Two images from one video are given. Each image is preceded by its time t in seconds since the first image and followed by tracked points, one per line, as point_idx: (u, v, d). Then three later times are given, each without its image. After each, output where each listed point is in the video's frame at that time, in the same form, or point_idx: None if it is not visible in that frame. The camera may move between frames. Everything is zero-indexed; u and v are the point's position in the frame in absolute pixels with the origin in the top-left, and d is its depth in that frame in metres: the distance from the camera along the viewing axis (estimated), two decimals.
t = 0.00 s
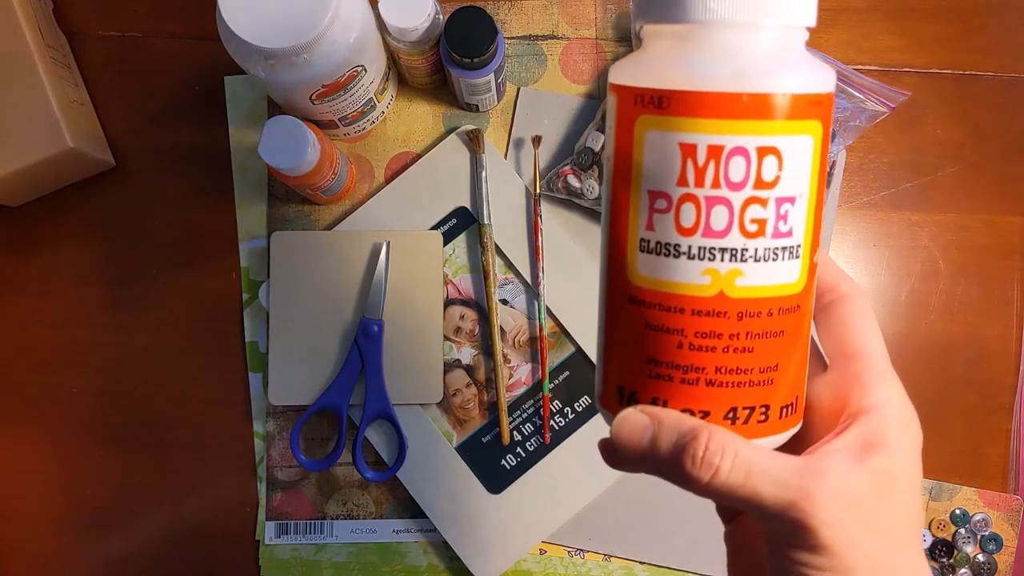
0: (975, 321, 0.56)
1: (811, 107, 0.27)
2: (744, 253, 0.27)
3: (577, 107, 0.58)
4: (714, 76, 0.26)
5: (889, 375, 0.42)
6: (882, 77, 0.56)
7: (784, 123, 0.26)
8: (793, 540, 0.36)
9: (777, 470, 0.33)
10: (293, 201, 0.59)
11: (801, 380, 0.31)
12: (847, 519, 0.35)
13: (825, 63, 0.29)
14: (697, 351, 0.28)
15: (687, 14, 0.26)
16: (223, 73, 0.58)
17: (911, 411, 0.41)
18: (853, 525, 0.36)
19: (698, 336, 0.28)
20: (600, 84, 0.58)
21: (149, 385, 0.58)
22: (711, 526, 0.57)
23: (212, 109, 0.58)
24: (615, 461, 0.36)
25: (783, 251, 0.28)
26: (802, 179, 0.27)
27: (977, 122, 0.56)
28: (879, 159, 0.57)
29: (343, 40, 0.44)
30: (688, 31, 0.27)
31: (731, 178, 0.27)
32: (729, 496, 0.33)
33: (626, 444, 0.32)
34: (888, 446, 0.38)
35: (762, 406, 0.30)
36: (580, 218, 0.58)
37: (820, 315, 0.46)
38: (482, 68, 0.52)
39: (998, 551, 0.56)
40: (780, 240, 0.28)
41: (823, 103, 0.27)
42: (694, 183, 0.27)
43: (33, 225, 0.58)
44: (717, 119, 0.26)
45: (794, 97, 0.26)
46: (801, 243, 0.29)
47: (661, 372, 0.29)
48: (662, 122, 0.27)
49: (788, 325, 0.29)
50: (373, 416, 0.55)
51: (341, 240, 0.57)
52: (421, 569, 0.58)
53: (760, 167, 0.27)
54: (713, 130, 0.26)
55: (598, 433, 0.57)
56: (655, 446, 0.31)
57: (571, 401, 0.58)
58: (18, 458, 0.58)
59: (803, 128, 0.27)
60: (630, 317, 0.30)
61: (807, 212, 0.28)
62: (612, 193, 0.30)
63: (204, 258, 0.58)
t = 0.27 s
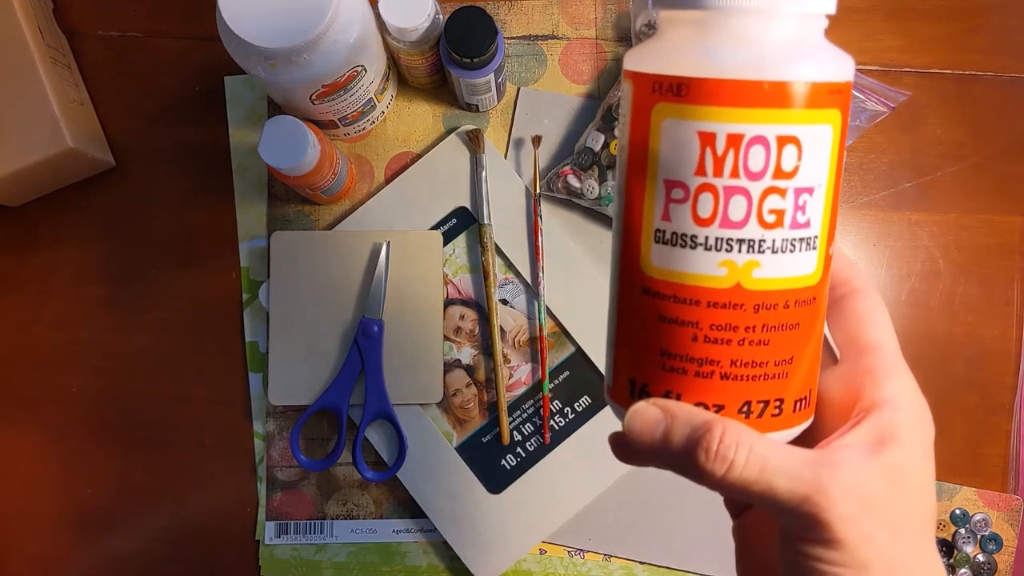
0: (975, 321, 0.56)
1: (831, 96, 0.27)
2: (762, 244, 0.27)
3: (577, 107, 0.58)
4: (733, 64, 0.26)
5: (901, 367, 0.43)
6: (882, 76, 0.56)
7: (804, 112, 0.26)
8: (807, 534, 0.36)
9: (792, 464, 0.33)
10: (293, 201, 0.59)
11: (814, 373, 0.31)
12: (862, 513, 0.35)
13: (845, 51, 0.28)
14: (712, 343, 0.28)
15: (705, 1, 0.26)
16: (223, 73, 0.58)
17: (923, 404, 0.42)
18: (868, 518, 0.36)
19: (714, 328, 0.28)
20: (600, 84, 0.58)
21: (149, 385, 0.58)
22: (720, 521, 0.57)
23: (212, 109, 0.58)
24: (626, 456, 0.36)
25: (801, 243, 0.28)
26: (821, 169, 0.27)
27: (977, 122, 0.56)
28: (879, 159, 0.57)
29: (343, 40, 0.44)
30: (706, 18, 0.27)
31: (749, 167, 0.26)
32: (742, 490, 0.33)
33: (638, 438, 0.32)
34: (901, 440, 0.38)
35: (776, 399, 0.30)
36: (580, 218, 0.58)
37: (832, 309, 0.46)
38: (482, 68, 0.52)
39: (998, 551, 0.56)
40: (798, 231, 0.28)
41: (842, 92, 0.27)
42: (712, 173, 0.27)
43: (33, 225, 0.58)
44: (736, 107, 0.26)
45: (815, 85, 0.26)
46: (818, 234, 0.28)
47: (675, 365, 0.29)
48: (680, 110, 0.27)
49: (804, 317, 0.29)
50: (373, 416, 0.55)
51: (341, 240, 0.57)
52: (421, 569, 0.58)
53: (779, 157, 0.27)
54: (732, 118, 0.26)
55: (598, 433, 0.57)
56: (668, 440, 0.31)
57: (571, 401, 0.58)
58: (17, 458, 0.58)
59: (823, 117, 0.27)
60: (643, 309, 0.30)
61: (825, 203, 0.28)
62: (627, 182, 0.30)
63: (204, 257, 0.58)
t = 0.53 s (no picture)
0: (975, 321, 0.56)
1: (828, 103, 0.27)
2: (760, 252, 0.27)
3: (577, 107, 0.58)
4: (729, 72, 0.26)
5: (901, 371, 0.43)
6: (882, 77, 0.56)
7: (800, 119, 0.26)
8: (807, 540, 0.36)
9: (793, 469, 0.33)
10: (293, 201, 0.59)
11: (813, 379, 0.31)
12: (862, 518, 0.35)
13: (842, 56, 0.28)
14: (710, 351, 0.28)
15: (701, 8, 0.26)
16: (223, 73, 0.58)
17: (924, 408, 0.41)
18: (868, 523, 0.36)
19: (712, 336, 0.28)
20: (600, 84, 0.58)
21: (149, 385, 0.58)
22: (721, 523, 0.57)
23: (212, 109, 0.58)
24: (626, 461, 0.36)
25: (799, 250, 0.28)
26: (818, 176, 0.27)
27: (977, 122, 0.56)
28: (879, 159, 0.57)
29: (343, 40, 0.45)
30: (703, 25, 0.27)
31: (746, 176, 0.26)
32: (743, 495, 0.33)
33: (638, 444, 0.32)
34: (901, 444, 0.38)
35: (775, 406, 0.30)
36: (580, 218, 0.58)
37: (832, 311, 0.46)
38: (482, 68, 0.52)
39: (998, 551, 0.56)
40: (796, 238, 0.28)
41: (839, 98, 0.27)
42: (709, 181, 0.27)
43: (33, 225, 0.58)
44: (732, 115, 0.26)
45: (811, 92, 0.26)
46: (816, 240, 0.28)
47: (674, 372, 0.29)
48: (676, 118, 0.27)
49: (802, 324, 0.29)
50: (373, 416, 0.55)
51: (341, 240, 0.57)
52: (421, 569, 0.58)
53: (776, 165, 0.27)
54: (729, 126, 0.26)
55: (598, 433, 0.57)
56: (668, 446, 0.31)
57: (571, 401, 0.58)
58: (18, 458, 0.58)
59: (819, 124, 0.27)
60: (641, 316, 0.30)
61: (822, 210, 0.28)
62: (624, 190, 0.30)
63: (204, 257, 0.58)
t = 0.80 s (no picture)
0: (975, 321, 0.56)
1: (828, 102, 0.27)
2: (758, 253, 0.27)
3: (577, 107, 0.58)
4: (729, 71, 0.26)
5: (900, 372, 0.43)
6: (882, 77, 0.56)
7: (800, 119, 0.26)
8: (806, 541, 0.36)
9: (791, 470, 0.33)
10: (293, 200, 0.59)
11: (812, 380, 0.31)
12: (861, 519, 0.35)
13: (843, 56, 0.28)
14: (708, 352, 0.28)
15: (701, 8, 0.26)
16: (223, 73, 0.58)
17: (923, 410, 0.41)
18: (866, 524, 0.36)
19: (710, 337, 0.28)
20: (600, 84, 0.58)
21: (149, 384, 0.58)
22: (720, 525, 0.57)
23: (212, 109, 0.58)
24: (625, 463, 0.36)
25: (798, 251, 0.28)
26: (818, 176, 0.27)
27: (977, 122, 0.56)
28: (879, 159, 0.57)
29: (343, 40, 0.45)
30: (702, 24, 0.27)
31: (745, 176, 0.26)
32: (741, 496, 0.33)
33: (636, 445, 0.32)
34: (900, 446, 0.38)
35: (773, 407, 0.30)
36: (580, 218, 0.58)
37: (832, 311, 0.46)
38: (482, 68, 0.52)
39: (998, 551, 0.56)
40: (794, 239, 0.28)
41: (839, 98, 0.27)
42: (708, 181, 0.27)
43: (33, 225, 0.58)
44: (731, 116, 0.26)
45: (811, 92, 0.26)
46: (815, 241, 0.28)
47: (672, 373, 0.29)
48: (675, 118, 0.27)
49: (801, 325, 0.29)
50: (373, 416, 0.55)
51: (341, 240, 0.57)
52: (421, 569, 0.58)
53: (775, 165, 0.27)
54: (728, 127, 0.26)
55: (598, 433, 0.57)
56: (666, 447, 0.31)
57: (571, 401, 0.58)
58: (18, 458, 0.58)
59: (819, 124, 0.27)
60: (639, 316, 0.30)
61: (822, 210, 0.28)
62: (623, 190, 0.30)
63: (204, 258, 0.58)
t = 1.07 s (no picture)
0: (975, 321, 0.56)
1: (823, 101, 0.26)
2: (753, 252, 0.27)
3: (577, 107, 0.58)
4: (725, 69, 0.26)
5: (894, 373, 0.43)
6: (882, 77, 0.56)
7: (796, 118, 0.26)
8: (803, 542, 0.36)
9: (785, 471, 0.33)
10: (293, 201, 0.59)
11: (806, 380, 0.31)
12: (858, 519, 0.35)
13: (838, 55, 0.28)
14: (703, 352, 0.28)
15: (696, 6, 0.26)
16: (223, 73, 0.58)
17: (915, 410, 0.41)
18: (862, 524, 0.36)
19: (705, 336, 0.28)
20: (599, 84, 0.58)
21: (150, 384, 0.58)
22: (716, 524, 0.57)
23: (212, 109, 0.58)
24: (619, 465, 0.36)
25: (792, 250, 0.28)
26: (813, 175, 0.27)
27: (977, 122, 0.56)
28: (879, 159, 0.57)
29: (343, 40, 0.45)
30: (697, 22, 0.27)
31: (741, 175, 0.26)
32: (736, 497, 0.33)
33: (631, 445, 0.32)
34: (894, 445, 0.38)
35: (768, 407, 0.30)
36: (579, 218, 0.58)
37: (825, 312, 0.46)
38: (482, 68, 0.52)
39: (998, 551, 0.56)
40: (790, 238, 0.28)
41: (834, 96, 0.27)
42: (703, 180, 0.27)
43: (33, 225, 0.58)
44: (727, 114, 0.26)
45: (807, 91, 0.26)
46: (810, 240, 0.28)
47: (666, 373, 0.29)
48: (670, 116, 0.27)
49: (795, 324, 0.29)
50: (373, 416, 0.55)
51: (341, 240, 0.57)
52: (421, 569, 0.58)
53: (771, 164, 0.26)
54: (723, 125, 0.26)
55: (598, 433, 0.57)
56: (661, 446, 0.31)
57: (571, 401, 0.58)
58: (18, 458, 0.58)
59: (815, 123, 0.27)
60: (634, 316, 0.30)
61: (817, 210, 0.28)
62: (618, 189, 0.30)
63: (204, 258, 0.58)
